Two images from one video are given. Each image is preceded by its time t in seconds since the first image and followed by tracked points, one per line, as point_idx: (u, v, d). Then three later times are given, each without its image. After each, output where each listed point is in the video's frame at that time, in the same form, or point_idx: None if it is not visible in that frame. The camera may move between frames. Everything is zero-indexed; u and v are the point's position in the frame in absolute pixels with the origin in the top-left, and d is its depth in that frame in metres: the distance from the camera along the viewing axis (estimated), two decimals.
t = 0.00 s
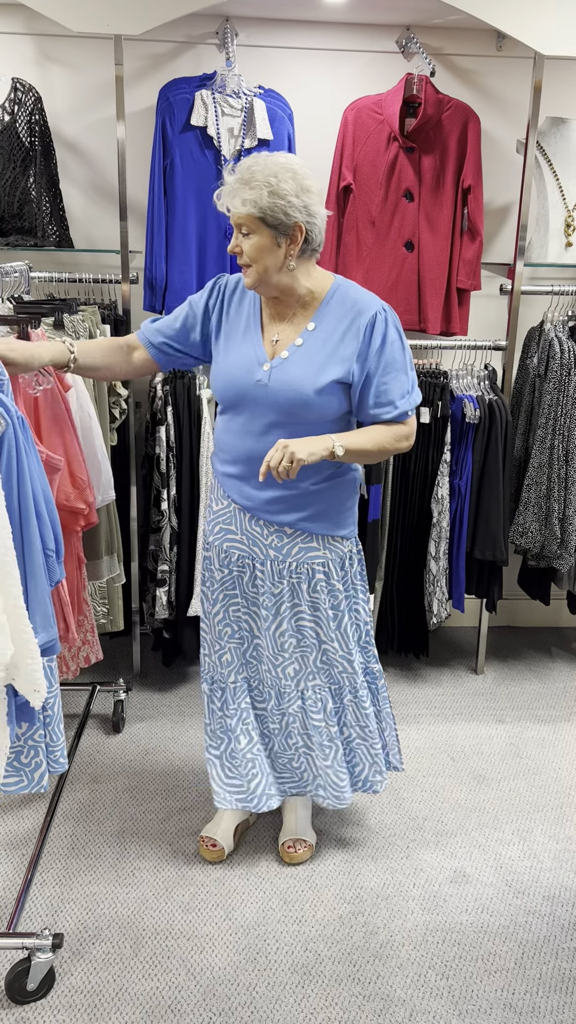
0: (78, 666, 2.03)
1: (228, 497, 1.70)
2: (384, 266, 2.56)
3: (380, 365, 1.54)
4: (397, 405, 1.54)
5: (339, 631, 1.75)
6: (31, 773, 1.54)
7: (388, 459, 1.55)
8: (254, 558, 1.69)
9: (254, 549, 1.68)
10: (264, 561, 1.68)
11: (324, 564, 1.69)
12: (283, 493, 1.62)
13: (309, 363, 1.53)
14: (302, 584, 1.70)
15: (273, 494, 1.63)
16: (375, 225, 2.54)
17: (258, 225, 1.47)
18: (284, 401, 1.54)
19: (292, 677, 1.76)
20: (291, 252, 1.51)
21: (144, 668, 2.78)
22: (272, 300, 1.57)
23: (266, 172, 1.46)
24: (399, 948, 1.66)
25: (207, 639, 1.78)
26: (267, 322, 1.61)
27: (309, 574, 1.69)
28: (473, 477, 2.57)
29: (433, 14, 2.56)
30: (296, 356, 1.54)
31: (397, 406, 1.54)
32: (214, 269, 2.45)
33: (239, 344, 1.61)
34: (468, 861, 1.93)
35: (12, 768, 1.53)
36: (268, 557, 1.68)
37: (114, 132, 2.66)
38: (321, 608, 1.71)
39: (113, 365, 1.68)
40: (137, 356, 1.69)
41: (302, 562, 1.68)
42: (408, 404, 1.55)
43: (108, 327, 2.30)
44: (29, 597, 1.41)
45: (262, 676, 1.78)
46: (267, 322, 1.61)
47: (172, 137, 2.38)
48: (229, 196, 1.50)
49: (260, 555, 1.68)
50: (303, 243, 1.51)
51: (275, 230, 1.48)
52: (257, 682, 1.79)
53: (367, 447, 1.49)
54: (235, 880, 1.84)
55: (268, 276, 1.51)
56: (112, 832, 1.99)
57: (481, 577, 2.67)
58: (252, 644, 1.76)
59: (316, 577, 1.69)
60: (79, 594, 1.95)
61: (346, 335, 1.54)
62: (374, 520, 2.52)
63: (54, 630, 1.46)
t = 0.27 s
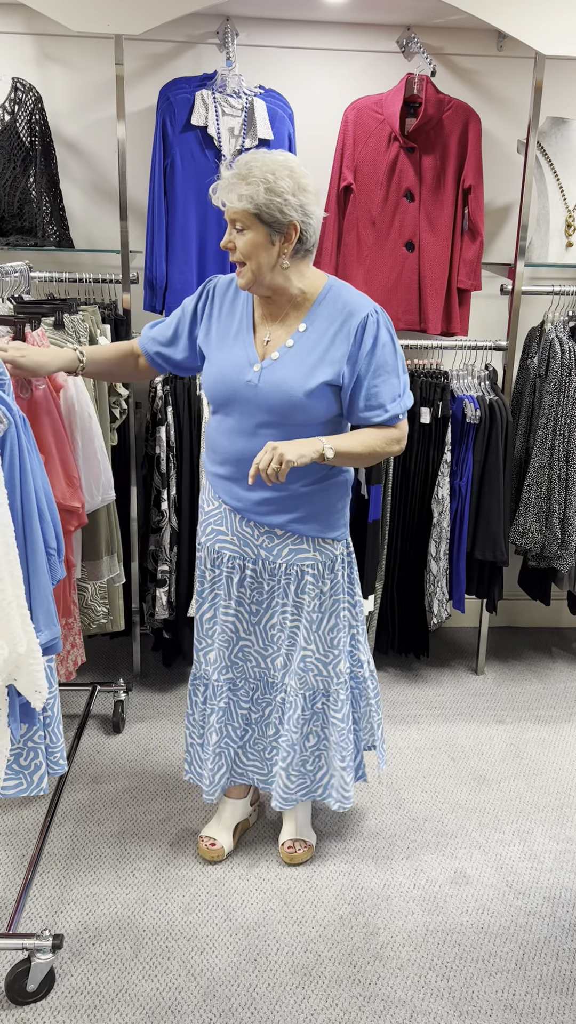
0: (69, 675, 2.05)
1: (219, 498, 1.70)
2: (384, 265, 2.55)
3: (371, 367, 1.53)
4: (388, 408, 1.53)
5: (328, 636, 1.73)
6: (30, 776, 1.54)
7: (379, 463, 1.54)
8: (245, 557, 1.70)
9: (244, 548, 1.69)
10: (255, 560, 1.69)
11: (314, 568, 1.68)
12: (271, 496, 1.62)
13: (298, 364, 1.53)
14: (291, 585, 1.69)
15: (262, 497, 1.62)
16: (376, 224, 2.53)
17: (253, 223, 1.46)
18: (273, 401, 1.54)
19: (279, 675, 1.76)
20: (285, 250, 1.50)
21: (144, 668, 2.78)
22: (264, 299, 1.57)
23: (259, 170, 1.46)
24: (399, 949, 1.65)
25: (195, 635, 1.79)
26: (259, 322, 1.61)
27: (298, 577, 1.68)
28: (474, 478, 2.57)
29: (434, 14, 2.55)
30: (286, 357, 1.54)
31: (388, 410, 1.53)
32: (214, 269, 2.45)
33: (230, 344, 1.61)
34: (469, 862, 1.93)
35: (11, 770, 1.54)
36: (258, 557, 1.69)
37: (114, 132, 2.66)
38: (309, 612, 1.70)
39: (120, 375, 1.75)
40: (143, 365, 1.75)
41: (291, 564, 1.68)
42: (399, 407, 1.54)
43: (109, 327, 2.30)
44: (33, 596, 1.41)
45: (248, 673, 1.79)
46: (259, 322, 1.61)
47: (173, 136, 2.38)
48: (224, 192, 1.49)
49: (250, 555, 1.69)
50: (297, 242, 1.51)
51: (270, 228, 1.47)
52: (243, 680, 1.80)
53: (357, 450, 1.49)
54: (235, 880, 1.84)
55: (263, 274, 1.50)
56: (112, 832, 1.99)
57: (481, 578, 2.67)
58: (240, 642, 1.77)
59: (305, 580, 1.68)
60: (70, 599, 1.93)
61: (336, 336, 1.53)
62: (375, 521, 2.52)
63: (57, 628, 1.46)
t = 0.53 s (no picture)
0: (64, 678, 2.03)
1: (212, 499, 1.70)
2: (385, 265, 2.55)
3: (365, 369, 1.51)
4: (382, 411, 1.52)
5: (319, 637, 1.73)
6: (29, 774, 1.54)
7: (373, 464, 1.53)
8: (236, 558, 1.69)
9: (236, 550, 1.68)
10: (246, 563, 1.68)
11: (305, 570, 1.67)
12: (264, 496, 1.61)
13: (292, 364, 1.52)
14: (282, 587, 1.68)
15: (256, 497, 1.62)
16: (377, 224, 2.53)
17: (243, 224, 1.47)
18: (266, 402, 1.54)
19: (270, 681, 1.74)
20: (278, 250, 1.50)
21: (144, 668, 2.77)
22: (260, 300, 1.57)
23: (253, 170, 1.46)
24: (400, 950, 1.65)
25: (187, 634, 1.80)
26: (255, 322, 1.61)
27: (289, 579, 1.67)
28: (475, 478, 2.57)
29: (435, 13, 2.55)
30: (280, 356, 1.53)
31: (383, 413, 1.52)
32: (214, 269, 2.44)
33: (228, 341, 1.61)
34: (469, 863, 1.92)
35: (11, 769, 1.53)
36: (249, 560, 1.68)
37: (114, 132, 2.65)
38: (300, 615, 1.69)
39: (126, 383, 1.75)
40: (149, 372, 1.75)
41: (282, 566, 1.67)
42: (394, 410, 1.53)
43: (109, 328, 2.29)
44: (32, 597, 1.41)
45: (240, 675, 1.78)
46: (255, 322, 1.60)
47: (174, 136, 2.37)
48: (216, 194, 1.50)
49: (242, 557, 1.68)
50: (291, 241, 1.50)
51: (259, 229, 1.47)
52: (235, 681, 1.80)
53: (350, 451, 1.47)
54: (235, 881, 1.84)
55: (257, 275, 1.51)
56: (113, 833, 1.99)
57: (482, 578, 2.67)
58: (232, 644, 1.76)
59: (295, 582, 1.67)
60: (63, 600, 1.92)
61: (330, 337, 1.52)
62: (375, 522, 2.53)
63: (56, 629, 1.45)
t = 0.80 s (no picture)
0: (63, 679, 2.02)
1: (206, 501, 1.70)
2: (385, 265, 2.55)
3: (362, 370, 1.51)
4: (379, 412, 1.52)
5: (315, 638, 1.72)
6: (26, 772, 1.54)
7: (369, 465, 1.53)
8: (232, 559, 1.68)
9: (232, 551, 1.68)
10: (242, 564, 1.68)
11: (300, 571, 1.67)
12: (260, 497, 1.61)
13: (289, 364, 1.51)
14: (277, 589, 1.67)
15: (252, 498, 1.61)
16: (376, 224, 2.53)
17: (252, 216, 1.46)
18: (262, 401, 1.53)
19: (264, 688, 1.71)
20: (285, 245, 1.50)
21: (144, 669, 2.77)
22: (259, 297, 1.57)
23: (261, 165, 1.46)
24: (400, 951, 1.65)
25: (187, 637, 1.79)
26: (252, 322, 1.60)
27: (285, 581, 1.66)
28: (475, 478, 2.56)
29: (435, 13, 2.55)
30: (276, 355, 1.52)
31: (380, 413, 1.52)
32: (214, 268, 2.44)
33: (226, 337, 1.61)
34: (470, 863, 1.92)
35: (8, 767, 1.53)
36: (245, 561, 1.67)
37: (114, 132, 2.65)
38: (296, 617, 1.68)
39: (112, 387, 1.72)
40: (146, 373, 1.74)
41: (278, 568, 1.66)
42: (391, 411, 1.53)
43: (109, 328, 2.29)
44: (29, 598, 1.40)
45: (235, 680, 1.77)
46: (253, 321, 1.60)
47: (174, 135, 2.37)
48: (223, 186, 1.49)
49: (238, 558, 1.68)
50: (297, 237, 1.51)
51: (269, 222, 1.47)
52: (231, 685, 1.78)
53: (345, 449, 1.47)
54: (235, 882, 1.84)
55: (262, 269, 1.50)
56: (112, 833, 1.98)
57: (482, 578, 2.66)
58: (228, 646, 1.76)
59: (291, 584, 1.66)
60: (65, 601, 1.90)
61: (328, 337, 1.51)
62: (375, 522, 2.51)
63: (52, 631, 1.45)
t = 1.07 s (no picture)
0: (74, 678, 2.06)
1: (207, 503, 1.69)
2: (385, 264, 2.55)
3: (359, 366, 1.51)
4: (376, 408, 1.52)
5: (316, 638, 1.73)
6: (24, 774, 1.54)
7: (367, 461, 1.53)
8: (234, 561, 1.68)
9: (234, 553, 1.67)
10: (244, 566, 1.67)
11: (303, 572, 1.67)
12: (260, 498, 1.61)
13: (289, 363, 1.51)
14: (280, 589, 1.67)
15: (251, 499, 1.61)
16: (376, 223, 2.53)
17: (253, 211, 1.45)
18: (263, 401, 1.53)
19: (266, 691, 1.72)
20: (285, 242, 1.51)
21: (144, 669, 2.77)
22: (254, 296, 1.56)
23: (264, 159, 1.45)
24: (400, 951, 1.65)
25: (185, 642, 1.78)
26: (247, 322, 1.60)
27: (288, 582, 1.66)
28: (475, 478, 2.56)
29: (434, 12, 2.55)
30: (276, 354, 1.52)
31: (377, 409, 1.52)
32: (214, 268, 2.44)
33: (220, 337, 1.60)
34: (470, 863, 1.92)
35: (7, 769, 1.53)
36: (247, 563, 1.66)
37: (113, 132, 2.65)
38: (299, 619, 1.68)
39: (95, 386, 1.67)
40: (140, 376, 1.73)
41: (281, 569, 1.65)
42: (388, 407, 1.53)
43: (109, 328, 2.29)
44: (28, 598, 1.40)
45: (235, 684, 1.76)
46: (248, 322, 1.59)
47: (173, 135, 2.37)
48: (223, 180, 1.48)
49: (240, 561, 1.67)
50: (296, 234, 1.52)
51: (270, 218, 1.47)
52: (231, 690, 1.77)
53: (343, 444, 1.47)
54: (235, 882, 1.84)
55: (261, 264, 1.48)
56: (112, 833, 1.98)
57: (482, 578, 2.66)
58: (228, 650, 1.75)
59: (294, 585, 1.66)
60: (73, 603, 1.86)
61: (325, 335, 1.52)
62: (375, 521, 2.51)
63: (52, 632, 1.45)
